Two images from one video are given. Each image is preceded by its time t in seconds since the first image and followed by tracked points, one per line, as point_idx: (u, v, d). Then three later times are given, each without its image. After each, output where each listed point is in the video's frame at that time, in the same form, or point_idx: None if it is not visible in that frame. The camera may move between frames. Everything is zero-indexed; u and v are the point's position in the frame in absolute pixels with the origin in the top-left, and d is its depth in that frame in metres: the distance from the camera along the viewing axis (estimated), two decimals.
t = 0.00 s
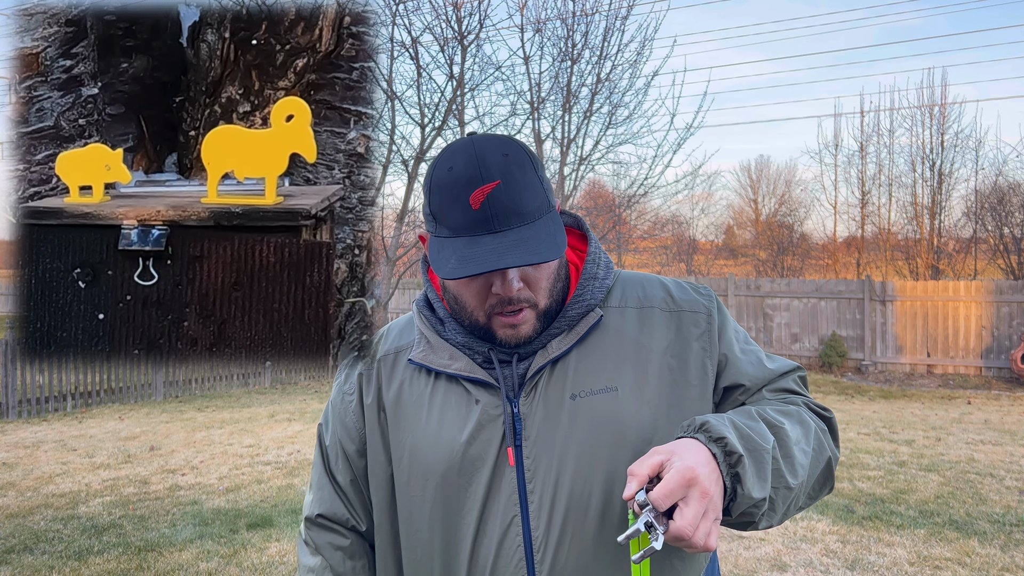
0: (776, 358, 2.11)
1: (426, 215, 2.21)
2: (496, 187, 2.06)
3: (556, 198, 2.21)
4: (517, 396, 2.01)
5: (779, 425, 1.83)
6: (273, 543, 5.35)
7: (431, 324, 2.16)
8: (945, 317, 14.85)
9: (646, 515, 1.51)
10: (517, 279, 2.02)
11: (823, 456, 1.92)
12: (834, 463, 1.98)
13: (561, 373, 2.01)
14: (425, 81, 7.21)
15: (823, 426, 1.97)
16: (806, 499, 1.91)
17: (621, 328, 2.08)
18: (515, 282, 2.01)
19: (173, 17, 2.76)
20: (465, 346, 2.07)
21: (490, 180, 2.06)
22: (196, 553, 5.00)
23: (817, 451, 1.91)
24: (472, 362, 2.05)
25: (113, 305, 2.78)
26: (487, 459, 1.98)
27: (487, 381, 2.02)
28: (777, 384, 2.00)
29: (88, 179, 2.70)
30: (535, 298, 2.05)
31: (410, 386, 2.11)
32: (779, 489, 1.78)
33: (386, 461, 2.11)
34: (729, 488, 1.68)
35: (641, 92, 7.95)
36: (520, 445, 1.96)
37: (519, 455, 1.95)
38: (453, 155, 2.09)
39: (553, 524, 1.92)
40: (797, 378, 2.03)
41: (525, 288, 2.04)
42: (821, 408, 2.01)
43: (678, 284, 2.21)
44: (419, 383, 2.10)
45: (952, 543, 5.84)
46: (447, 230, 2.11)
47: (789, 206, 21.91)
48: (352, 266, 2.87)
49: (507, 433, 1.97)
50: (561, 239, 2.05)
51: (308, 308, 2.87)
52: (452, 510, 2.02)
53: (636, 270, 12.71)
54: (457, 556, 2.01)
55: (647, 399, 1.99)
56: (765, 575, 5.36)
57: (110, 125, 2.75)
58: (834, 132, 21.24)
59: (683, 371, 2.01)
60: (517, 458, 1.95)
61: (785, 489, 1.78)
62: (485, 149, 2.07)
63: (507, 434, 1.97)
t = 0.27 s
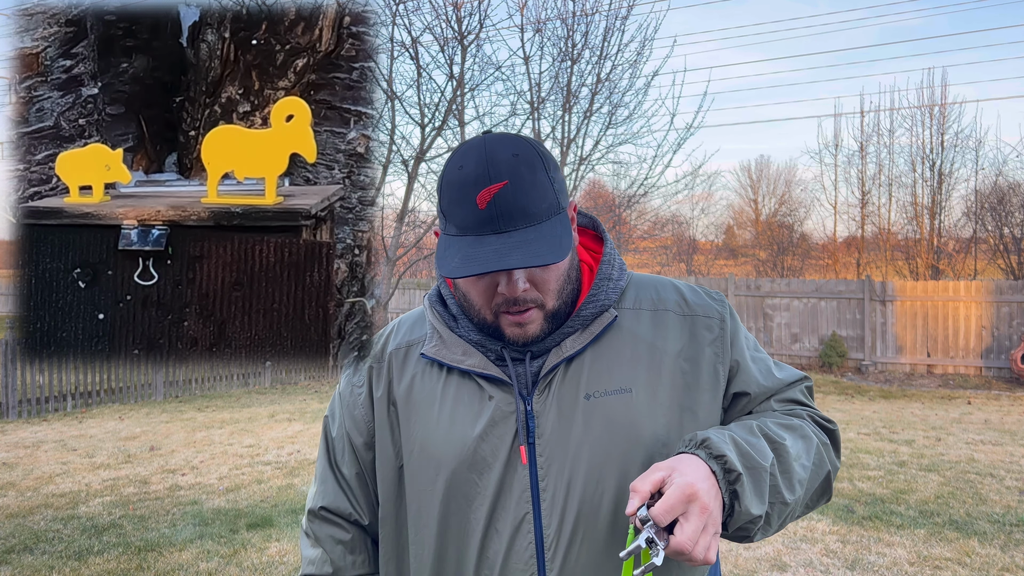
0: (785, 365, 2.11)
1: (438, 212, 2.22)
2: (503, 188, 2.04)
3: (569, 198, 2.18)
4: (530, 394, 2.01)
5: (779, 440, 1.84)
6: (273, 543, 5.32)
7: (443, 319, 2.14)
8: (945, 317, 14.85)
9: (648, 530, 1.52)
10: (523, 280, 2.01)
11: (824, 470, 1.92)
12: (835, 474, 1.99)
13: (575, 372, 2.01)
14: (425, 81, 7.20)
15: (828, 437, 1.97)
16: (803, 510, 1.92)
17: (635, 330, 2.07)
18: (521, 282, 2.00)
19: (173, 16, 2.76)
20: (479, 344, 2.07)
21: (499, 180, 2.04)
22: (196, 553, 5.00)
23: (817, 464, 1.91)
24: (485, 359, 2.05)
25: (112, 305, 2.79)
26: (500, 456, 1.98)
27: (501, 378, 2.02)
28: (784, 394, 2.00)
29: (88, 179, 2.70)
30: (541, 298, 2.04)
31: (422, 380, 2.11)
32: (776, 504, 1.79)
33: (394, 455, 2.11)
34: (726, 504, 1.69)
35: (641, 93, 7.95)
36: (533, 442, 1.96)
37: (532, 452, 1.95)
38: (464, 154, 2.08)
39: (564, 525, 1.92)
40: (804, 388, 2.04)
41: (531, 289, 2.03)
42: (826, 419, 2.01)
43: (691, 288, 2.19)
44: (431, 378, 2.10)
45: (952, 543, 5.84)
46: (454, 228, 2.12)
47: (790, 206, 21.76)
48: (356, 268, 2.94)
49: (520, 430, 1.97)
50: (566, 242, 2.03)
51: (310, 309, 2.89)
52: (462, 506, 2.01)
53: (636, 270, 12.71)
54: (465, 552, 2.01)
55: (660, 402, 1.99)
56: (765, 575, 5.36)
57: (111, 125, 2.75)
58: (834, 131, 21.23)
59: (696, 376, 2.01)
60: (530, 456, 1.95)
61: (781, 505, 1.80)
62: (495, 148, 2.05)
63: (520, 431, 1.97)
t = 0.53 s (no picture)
0: (785, 370, 2.11)
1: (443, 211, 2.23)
2: (501, 194, 2.04)
3: (573, 203, 2.15)
4: (535, 395, 2.01)
5: (771, 451, 1.84)
6: (273, 543, 5.29)
7: (448, 320, 2.14)
8: (945, 317, 14.85)
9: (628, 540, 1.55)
10: (519, 285, 2.01)
11: (817, 479, 1.92)
12: (829, 482, 1.99)
13: (580, 373, 2.02)
14: (425, 81, 7.21)
15: (824, 445, 1.98)
16: (795, 517, 1.93)
17: (639, 332, 2.07)
18: (517, 286, 2.00)
19: (173, 16, 2.75)
20: (485, 345, 2.06)
21: (497, 186, 2.03)
22: (196, 553, 4.99)
23: (809, 473, 1.92)
24: (490, 360, 2.05)
25: (113, 305, 2.79)
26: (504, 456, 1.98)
27: (506, 378, 2.02)
28: (782, 400, 2.01)
29: (88, 179, 2.69)
30: (537, 303, 2.04)
31: (428, 380, 2.11)
32: (762, 513, 1.81)
33: (399, 454, 2.11)
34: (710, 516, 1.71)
35: (641, 92, 7.95)
36: (538, 443, 1.96)
37: (537, 454, 1.96)
38: (467, 156, 2.07)
39: (568, 526, 1.92)
40: (801, 395, 2.04)
41: (527, 294, 2.02)
42: (824, 426, 2.01)
43: (695, 290, 2.19)
44: (437, 378, 2.10)
45: (952, 543, 5.84)
46: (454, 230, 2.12)
47: (790, 206, 21.82)
48: (357, 267, 2.95)
49: (525, 431, 1.98)
50: (562, 251, 2.01)
51: (309, 309, 2.90)
52: (466, 506, 2.02)
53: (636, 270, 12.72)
54: (470, 551, 2.02)
55: (663, 405, 1.99)
56: (765, 575, 5.36)
57: (110, 125, 2.75)
58: (834, 131, 21.23)
59: (698, 380, 2.01)
60: (535, 457, 1.95)
61: (767, 515, 1.81)
62: (496, 152, 2.04)
63: (525, 432, 1.98)
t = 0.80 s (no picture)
0: (784, 373, 2.11)
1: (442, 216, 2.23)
2: (498, 199, 2.03)
3: (570, 206, 2.14)
4: (533, 394, 2.00)
5: (764, 460, 1.85)
6: (273, 543, 5.26)
7: (447, 320, 2.14)
8: (945, 317, 14.84)
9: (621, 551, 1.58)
10: (517, 289, 1.99)
11: (811, 487, 1.94)
12: (825, 487, 2.00)
13: (578, 374, 2.02)
14: (425, 81, 7.21)
15: (820, 453, 1.98)
16: (787, 522, 1.95)
17: (637, 334, 2.07)
18: (516, 290, 1.99)
19: (173, 16, 2.75)
20: (484, 346, 2.06)
21: (494, 191, 2.03)
22: (196, 553, 4.98)
23: (803, 481, 1.93)
24: (489, 360, 2.05)
25: (112, 305, 2.78)
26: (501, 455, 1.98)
27: (504, 378, 2.02)
28: (779, 404, 2.01)
29: (88, 180, 2.70)
30: (535, 306, 2.02)
31: (427, 379, 2.11)
32: (752, 522, 1.82)
33: (398, 453, 2.11)
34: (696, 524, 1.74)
35: (640, 92, 7.96)
36: (535, 443, 1.96)
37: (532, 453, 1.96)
38: (464, 161, 2.07)
39: (565, 527, 1.92)
40: (799, 400, 2.04)
41: (525, 297, 2.01)
42: (821, 431, 2.02)
43: (695, 291, 2.18)
44: (436, 377, 2.10)
45: (952, 543, 5.84)
46: (452, 235, 2.12)
47: (789, 206, 21.84)
48: (357, 268, 2.97)
49: (522, 431, 1.97)
50: (559, 255, 1.99)
51: (309, 309, 2.89)
52: (464, 505, 2.02)
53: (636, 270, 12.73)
54: (467, 551, 2.02)
55: (661, 406, 1.99)
56: (765, 575, 5.36)
57: (111, 125, 2.76)
58: (834, 131, 21.23)
59: (695, 382, 2.00)
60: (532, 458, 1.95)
61: (758, 524, 1.83)
62: (493, 157, 2.04)
63: (521, 432, 1.97)
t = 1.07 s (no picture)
0: (785, 380, 2.12)
1: (451, 221, 2.19)
2: (523, 198, 2.04)
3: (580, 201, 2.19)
4: (533, 395, 2.01)
5: (761, 469, 1.86)
6: (273, 543, 5.24)
7: (453, 319, 2.15)
8: (945, 317, 14.85)
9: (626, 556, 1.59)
10: (543, 287, 2.02)
11: (807, 496, 1.94)
12: (822, 497, 2.01)
13: (580, 376, 2.02)
14: (425, 81, 7.22)
15: (819, 463, 1.99)
16: (781, 531, 1.96)
17: (640, 337, 2.07)
18: (542, 288, 2.02)
19: (173, 16, 2.75)
20: (487, 344, 2.07)
21: (516, 191, 2.03)
22: (196, 553, 4.97)
23: (800, 490, 1.93)
24: (491, 359, 2.05)
25: (112, 305, 2.80)
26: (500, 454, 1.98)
27: (505, 377, 2.02)
28: (780, 412, 2.01)
29: (88, 180, 2.70)
30: (559, 304, 2.06)
31: (427, 378, 2.12)
32: (747, 530, 1.83)
33: (394, 452, 2.11)
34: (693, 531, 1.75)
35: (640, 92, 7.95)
36: (534, 444, 1.96)
37: (531, 454, 1.96)
38: (479, 164, 2.06)
39: (566, 528, 1.92)
40: (800, 408, 2.05)
41: (549, 294, 2.04)
42: (820, 441, 2.02)
43: (699, 295, 2.18)
44: (436, 376, 2.11)
45: (952, 543, 5.84)
46: (474, 239, 2.10)
47: (790, 206, 21.85)
48: (356, 268, 2.84)
49: (521, 432, 1.98)
50: (589, 250, 2.04)
51: (309, 309, 2.85)
52: (463, 506, 2.02)
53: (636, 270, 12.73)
54: (466, 552, 2.02)
55: (663, 410, 1.99)
56: (765, 575, 5.36)
57: (111, 125, 2.75)
58: (834, 131, 21.24)
59: (696, 386, 2.01)
60: (529, 458, 1.96)
61: (752, 533, 1.83)
62: (509, 157, 2.04)
63: (521, 433, 1.98)
